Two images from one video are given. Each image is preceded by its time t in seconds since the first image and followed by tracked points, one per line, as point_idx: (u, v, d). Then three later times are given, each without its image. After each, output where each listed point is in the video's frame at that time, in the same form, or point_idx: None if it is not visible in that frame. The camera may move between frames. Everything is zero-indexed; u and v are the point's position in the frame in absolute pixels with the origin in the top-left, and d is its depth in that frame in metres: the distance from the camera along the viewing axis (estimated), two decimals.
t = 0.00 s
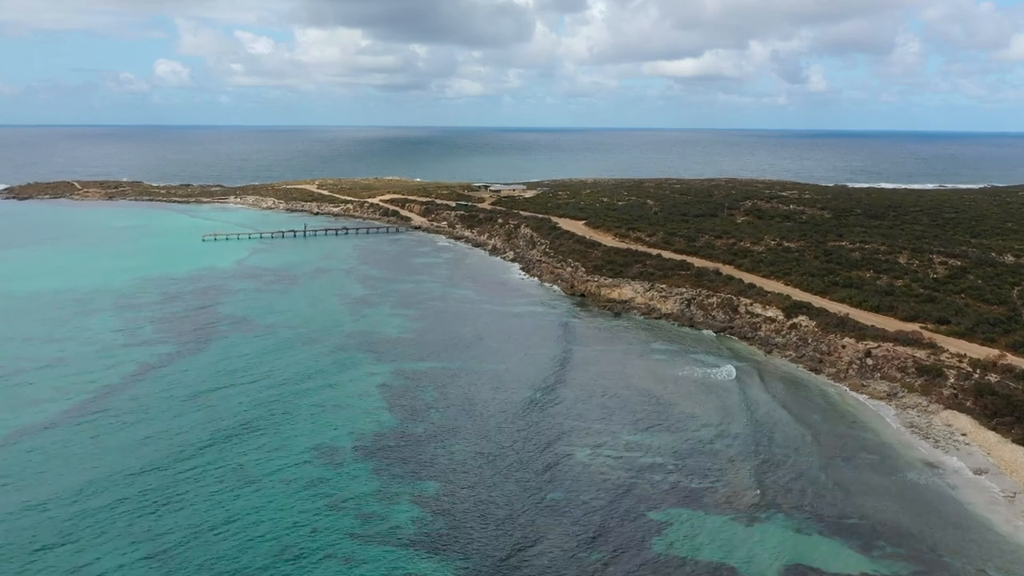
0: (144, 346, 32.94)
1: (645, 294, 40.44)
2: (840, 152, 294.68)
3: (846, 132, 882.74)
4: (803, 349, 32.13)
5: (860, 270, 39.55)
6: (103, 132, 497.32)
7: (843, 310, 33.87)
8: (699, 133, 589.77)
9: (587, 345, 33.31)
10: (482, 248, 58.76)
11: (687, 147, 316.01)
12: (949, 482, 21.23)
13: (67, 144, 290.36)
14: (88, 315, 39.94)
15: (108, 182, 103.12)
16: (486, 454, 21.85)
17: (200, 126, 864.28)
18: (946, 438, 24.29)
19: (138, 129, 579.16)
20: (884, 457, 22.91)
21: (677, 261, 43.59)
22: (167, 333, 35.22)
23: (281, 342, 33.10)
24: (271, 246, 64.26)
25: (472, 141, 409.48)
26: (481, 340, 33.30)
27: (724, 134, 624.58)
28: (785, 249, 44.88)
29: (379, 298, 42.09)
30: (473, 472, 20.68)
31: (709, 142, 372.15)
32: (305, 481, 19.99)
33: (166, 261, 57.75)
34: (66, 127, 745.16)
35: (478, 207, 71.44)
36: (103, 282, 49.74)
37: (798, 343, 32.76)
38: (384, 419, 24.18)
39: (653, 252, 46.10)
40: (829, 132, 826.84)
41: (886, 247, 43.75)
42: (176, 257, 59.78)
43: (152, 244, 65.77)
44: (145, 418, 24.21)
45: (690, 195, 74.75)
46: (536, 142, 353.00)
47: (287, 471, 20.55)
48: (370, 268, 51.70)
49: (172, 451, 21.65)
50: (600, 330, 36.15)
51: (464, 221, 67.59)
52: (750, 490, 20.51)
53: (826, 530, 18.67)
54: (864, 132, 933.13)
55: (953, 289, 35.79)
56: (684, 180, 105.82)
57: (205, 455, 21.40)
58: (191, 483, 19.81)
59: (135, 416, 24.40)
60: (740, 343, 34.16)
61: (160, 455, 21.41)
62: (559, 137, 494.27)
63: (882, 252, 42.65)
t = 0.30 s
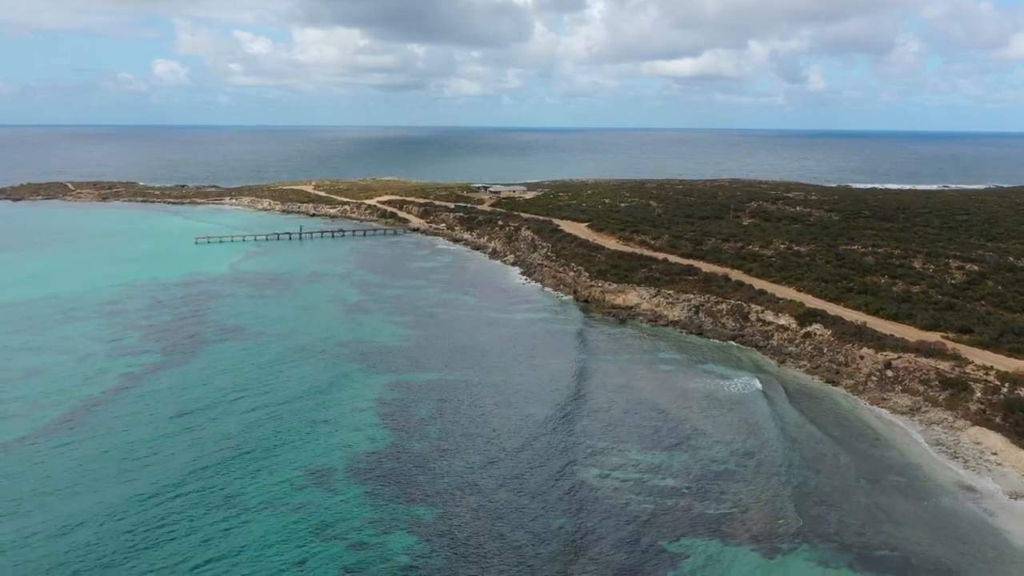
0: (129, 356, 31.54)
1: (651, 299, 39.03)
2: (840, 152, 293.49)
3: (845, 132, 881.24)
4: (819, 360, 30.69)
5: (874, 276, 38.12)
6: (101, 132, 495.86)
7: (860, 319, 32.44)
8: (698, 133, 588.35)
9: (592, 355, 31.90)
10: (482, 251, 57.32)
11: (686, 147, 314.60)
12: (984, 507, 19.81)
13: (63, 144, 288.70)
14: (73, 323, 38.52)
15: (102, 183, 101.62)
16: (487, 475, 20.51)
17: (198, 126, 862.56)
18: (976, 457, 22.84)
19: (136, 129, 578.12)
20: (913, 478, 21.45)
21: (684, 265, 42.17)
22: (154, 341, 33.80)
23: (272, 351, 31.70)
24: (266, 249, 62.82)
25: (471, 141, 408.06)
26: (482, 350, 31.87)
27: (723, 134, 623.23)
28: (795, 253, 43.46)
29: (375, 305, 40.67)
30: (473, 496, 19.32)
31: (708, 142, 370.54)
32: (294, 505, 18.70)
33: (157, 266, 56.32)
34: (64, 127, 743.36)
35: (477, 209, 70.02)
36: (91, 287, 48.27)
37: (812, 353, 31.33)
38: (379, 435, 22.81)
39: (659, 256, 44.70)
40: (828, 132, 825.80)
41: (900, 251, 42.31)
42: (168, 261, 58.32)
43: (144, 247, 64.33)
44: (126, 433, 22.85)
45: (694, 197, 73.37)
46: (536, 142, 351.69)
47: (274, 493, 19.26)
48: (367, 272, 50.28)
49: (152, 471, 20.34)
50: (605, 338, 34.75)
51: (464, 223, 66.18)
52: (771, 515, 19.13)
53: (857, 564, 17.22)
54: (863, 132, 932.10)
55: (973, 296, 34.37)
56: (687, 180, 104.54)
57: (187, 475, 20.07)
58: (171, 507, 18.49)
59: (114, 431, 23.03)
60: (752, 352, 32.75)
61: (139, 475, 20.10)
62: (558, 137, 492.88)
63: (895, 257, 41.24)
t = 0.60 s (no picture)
0: (113, 367, 30.05)
1: (658, 306, 37.52)
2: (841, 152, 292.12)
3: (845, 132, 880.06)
4: (837, 372, 29.17)
5: (890, 282, 36.63)
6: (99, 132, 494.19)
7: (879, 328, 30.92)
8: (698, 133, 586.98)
9: (598, 366, 30.40)
10: (482, 254, 55.81)
11: (686, 147, 313.33)
12: None
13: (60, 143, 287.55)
14: (58, 331, 37.00)
15: (96, 185, 100.00)
16: (488, 501, 19.17)
17: (196, 127, 860.42)
18: (1013, 480, 21.33)
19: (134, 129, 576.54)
20: (949, 505, 19.95)
21: (692, 270, 40.65)
22: (140, 352, 32.30)
23: (264, 363, 30.22)
24: (261, 252, 61.28)
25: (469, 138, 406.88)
26: (484, 361, 30.35)
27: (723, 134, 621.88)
28: (806, 257, 41.95)
29: (371, 312, 39.17)
30: (473, 526, 17.95)
31: (708, 142, 369.22)
32: (279, 536, 17.45)
33: (149, 270, 54.79)
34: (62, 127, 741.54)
35: (477, 211, 68.52)
36: (78, 292, 46.71)
37: (830, 364, 29.81)
38: (372, 456, 21.44)
39: (666, 261, 43.18)
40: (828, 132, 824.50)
41: (916, 256, 40.79)
42: (160, 265, 56.80)
43: (136, 251, 62.78)
44: (104, 455, 21.44)
45: (698, 198, 71.90)
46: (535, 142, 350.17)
47: (258, 522, 17.98)
48: (364, 277, 48.77)
49: (130, 497, 19.00)
50: (611, 347, 33.25)
51: (463, 226, 64.67)
52: (796, 547, 17.68)
53: None
54: (863, 132, 930.91)
55: (996, 303, 32.87)
56: (689, 181, 103.03)
57: (167, 502, 18.77)
58: (148, 540, 17.17)
59: (92, 452, 21.67)
60: (765, 363, 31.23)
61: (115, 503, 18.76)
62: (557, 136, 491.45)
63: (912, 262, 39.75)
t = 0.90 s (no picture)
0: (98, 380, 28.61)
1: (668, 314, 36.00)
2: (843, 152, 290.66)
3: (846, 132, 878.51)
4: (858, 386, 27.64)
5: (910, 288, 35.11)
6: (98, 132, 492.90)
7: (902, 339, 29.39)
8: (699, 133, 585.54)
9: (607, 379, 28.91)
10: (484, 258, 54.32)
11: (687, 147, 311.91)
12: None
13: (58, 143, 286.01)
14: (44, 340, 35.57)
15: (91, 185, 98.49)
16: (490, 531, 17.81)
17: (196, 127, 859.08)
18: None
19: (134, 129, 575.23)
20: (991, 536, 18.45)
21: (703, 276, 39.15)
22: (126, 363, 30.85)
23: (256, 376, 28.78)
24: (256, 256, 59.80)
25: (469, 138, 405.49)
26: (486, 374, 28.86)
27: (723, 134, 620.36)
28: (821, 263, 40.43)
29: (368, 319, 37.69)
30: (481, 564, 16.51)
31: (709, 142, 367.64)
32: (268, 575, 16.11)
33: (141, 274, 53.32)
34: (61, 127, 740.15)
35: (479, 213, 67.03)
36: (67, 298, 45.26)
37: (851, 377, 28.29)
38: (371, 483, 20.01)
39: (675, 266, 41.68)
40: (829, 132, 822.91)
41: (934, 261, 39.29)
42: (153, 269, 55.36)
43: (129, 254, 61.32)
44: (84, 483, 19.99)
45: (704, 200, 70.35)
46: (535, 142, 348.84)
47: (248, 561, 16.61)
48: (362, 282, 47.30)
49: (111, 533, 17.56)
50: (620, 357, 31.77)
51: (464, 228, 63.16)
52: None
53: None
54: (863, 131, 930.15)
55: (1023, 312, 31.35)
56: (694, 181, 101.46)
57: (151, 539, 17.33)
58: None
59: (68, 479, 20.27)
60: (782, 375, 29.71)
61: (89, 537, 17.43)
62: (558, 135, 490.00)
63: (930, 267, 38.24)
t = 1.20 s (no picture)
0: (79, 394, 27.23)
1: (676, 322, 34.55)
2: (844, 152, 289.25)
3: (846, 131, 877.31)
4: (880, 400, 26.19)
5: (928, 296, 33.67)
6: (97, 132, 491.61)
7: (925, 351, 27.94)
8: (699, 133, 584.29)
9: (614, 392, 27.49)
10: (484, 261, 52.86)
11: (687, 147, 310.46)
12: None
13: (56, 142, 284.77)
14: (27, 350, 34.17)
15: (86, 186, 97.03)
16: (494, 568, 16.41)
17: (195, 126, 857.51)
18: None
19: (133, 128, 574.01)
20: None
21: (712, 282, 37.69)
22: (110, 375, 29.45)
23: (246, 390, 27.38)
24: (251, 260, 58.36)
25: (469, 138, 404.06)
26: (487, 388, 27.41)
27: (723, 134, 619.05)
28: (834, 268, 39.00)
29: (364, 327, 36.26)
30: None
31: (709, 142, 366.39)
32: None
33: (133, 278, 51.93)
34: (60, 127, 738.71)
35: (479, 215, 65.60)
36: (54, 304, 43.84)
37: (871, 390, 26.84)
38: (366, 514, 18.60)
39: (682, 271, 40.24)
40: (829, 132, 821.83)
41: (952, 266, 37.86)
42: (145, 273, 53.94)
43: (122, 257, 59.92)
44: (59, 513, 18.58)
45: (710, 202, 68.88)
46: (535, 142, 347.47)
47: None
48: (358, 287, 45.89)
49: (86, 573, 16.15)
50: (627, 369, 30.33)
51: (464, 230, 61.72)
52: None
53: None
54: (863, 130, 929.09)
55: None
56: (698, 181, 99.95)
57: None
58: None
59: (42, 509, 18.86)
60: (798, 388, 28.25)
61: None
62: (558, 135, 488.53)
63: (948, 272, 36.80)
